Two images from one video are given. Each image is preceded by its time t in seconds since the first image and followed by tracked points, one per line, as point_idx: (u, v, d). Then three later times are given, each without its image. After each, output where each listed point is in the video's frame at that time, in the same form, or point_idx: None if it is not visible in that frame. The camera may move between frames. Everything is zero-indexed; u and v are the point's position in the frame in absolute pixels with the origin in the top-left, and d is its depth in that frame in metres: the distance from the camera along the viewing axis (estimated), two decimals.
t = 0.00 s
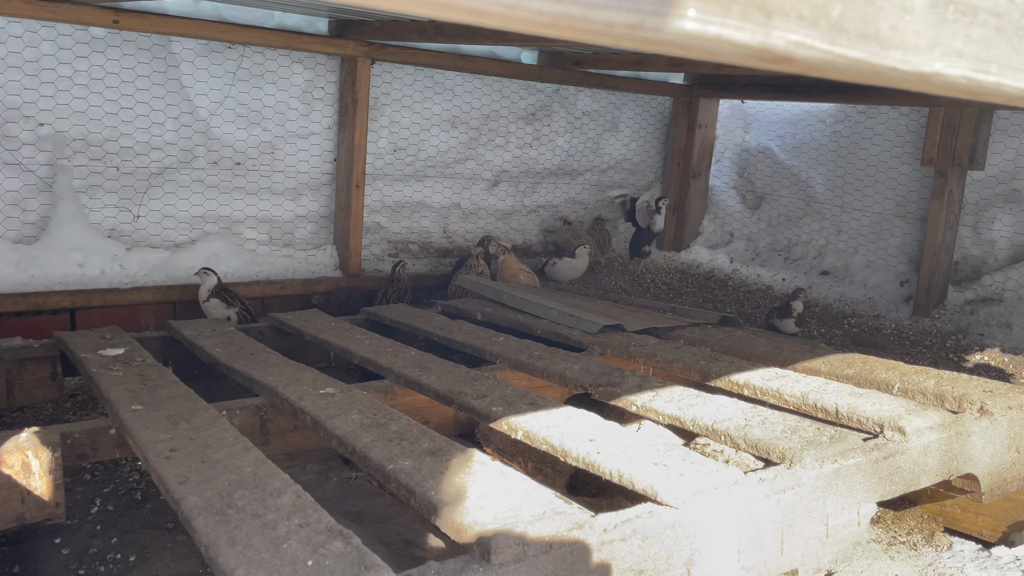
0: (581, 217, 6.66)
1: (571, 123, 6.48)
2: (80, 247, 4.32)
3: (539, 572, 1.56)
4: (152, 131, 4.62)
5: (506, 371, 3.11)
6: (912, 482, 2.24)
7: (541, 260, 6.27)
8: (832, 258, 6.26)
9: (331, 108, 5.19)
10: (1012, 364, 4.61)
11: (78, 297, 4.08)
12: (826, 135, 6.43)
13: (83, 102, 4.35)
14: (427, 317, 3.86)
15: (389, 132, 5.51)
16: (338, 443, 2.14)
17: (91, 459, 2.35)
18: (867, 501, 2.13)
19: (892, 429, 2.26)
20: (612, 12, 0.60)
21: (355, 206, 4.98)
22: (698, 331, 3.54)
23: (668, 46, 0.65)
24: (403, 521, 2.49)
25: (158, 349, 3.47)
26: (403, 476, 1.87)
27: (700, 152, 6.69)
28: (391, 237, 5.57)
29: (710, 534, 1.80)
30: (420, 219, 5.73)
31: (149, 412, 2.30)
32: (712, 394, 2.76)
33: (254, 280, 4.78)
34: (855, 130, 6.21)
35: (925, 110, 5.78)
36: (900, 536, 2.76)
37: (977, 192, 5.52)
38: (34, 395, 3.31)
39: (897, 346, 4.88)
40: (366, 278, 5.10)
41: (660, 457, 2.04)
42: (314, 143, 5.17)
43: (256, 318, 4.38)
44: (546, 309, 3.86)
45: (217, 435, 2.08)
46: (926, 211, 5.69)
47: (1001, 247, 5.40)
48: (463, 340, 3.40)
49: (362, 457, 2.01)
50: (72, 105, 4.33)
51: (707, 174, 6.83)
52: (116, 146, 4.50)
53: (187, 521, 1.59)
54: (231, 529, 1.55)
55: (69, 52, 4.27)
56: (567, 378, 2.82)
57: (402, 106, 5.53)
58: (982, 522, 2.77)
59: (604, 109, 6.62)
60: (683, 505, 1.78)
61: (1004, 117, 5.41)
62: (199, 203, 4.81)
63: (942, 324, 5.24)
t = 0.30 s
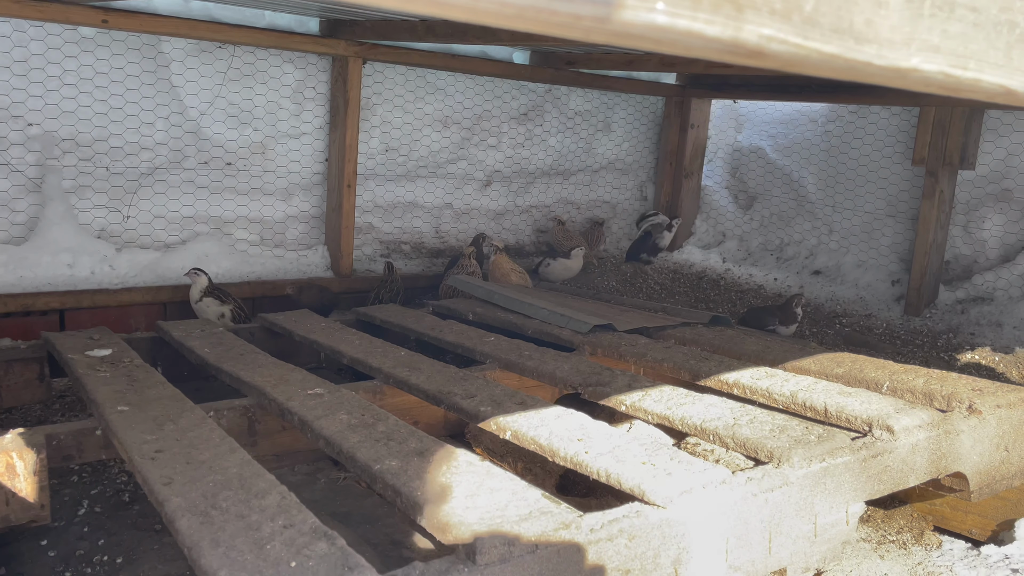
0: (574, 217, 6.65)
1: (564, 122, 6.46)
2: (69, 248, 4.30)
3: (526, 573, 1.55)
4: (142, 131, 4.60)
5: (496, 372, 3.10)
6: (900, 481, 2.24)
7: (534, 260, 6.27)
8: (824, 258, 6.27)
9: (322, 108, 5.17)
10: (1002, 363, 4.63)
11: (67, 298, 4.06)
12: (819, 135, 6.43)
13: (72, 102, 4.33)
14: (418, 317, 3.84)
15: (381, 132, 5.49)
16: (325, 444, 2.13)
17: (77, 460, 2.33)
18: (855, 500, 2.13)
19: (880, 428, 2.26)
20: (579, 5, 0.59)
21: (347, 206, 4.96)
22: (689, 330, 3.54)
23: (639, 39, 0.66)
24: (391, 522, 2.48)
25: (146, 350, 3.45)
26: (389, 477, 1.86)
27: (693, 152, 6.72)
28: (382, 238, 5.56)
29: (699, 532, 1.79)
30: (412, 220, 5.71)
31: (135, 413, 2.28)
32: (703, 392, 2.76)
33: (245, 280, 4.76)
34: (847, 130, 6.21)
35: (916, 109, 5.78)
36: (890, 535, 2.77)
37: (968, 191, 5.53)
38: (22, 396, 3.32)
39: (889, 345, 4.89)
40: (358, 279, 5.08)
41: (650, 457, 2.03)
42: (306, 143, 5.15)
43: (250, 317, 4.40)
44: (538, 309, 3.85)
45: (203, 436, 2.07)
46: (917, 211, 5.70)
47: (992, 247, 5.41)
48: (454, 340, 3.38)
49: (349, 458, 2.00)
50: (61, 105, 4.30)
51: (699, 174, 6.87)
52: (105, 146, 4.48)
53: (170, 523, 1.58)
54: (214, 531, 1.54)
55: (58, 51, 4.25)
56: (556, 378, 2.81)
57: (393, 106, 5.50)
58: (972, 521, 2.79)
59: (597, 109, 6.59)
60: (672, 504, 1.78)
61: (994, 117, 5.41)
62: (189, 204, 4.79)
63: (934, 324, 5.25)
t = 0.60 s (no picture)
0: (568, 217, 6.65)
1: (557, 122, 6.45)
2: (61, 249, 4.27)
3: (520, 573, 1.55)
4: (134, 131, 4.57)
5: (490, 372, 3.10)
6: (893, 479, 2.24)
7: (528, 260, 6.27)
8: (817, 257, 6.29)
9: (315, 108, 5.15)
10: (994, 362, 4.65)
11: (58, 299, 4.03)
12: (811, 134, 6.45)
13: (63, 102, 4.31)
14: (411, 317, 3.83)
15: (374, 132, 5.47)
16: (318, 444, 2.12)
17: (69, 461, 2.32)
18: (849, 498, 2.14)
19: (874, 426, 2.26)
20: None
21: (340, 206, 4.95)
22: (683, 329, 3.54)
23: (633, 34, 0.66)
24: (385, 522, 2.48)
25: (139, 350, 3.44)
26: (383, 477, 1.85)
27: (686, 152, 6.73)
28: (376, 238, 5.55)
29: (694, 531, 1.79)
30: (405, 220, 5.70)
31: (127, 413, 2.27)
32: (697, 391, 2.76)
33: (238, 281, 4.74)
34: (839, 130, 6.23)
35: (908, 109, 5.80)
36: (884, 533, 2.77)
37: (960, 190, 5.55)
38: (13, 397, 3.28)
39: (882, 343, 4.91)
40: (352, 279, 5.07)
41: (643, 456, 2.03)
42: (299, 143, 5.13)
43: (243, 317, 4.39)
44: (531, 309, 3.85)
45: (195, 437, 2.06)
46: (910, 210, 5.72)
47: (984, 245, 5.44)
48: (447, 340, 3.38)
49: (342, 458, 1.99)
50: (52, 104, 4.28)
51: (693, 174, 6.88)
52: (97, 146, 4.45)
53: (163, 523, 1.57)
54: (207, 531, 1.53)
55: (49, 51, 4.22)
56: (550, 377, 2.81)
57: (386, 106, 5.49)
58: (964, 518, 2.80)
59: (590, 109, 6.59)
60: (666, 503, 1.78)
61: (985, 116, 5.42)
62: (182, 204, 4.77)
63: (926, 322, 5.27)
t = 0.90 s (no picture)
0: (560, 218, 6.64)
1: (549, 122, 6.45)
2: (50, 249, 4.25)
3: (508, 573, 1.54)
4: (123, 131, 4.55)
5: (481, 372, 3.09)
6: (882, 477, 2.25)
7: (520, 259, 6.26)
8: (807, 257, 6.31)
9: (305, 108, 5.13)
10: (983, 361, 4.68)
11: (47, 300, 4.01)
12: (802, 134, 6.47)
13: (52, 102, 4.28)
14: (402, 317, 3.82)
15: (365, 132, 5.46)
16: (307, 445, 2.11)
17: (56, 463, 2.31)
18: (838, 497, 2.14)
19: (863, 425, 2.27)
20: None
21: (331, 206, 4.93)
22: (674, 329, 3.54)
23: (612, 33, 0.66)
24: (375, 523, 2.47)
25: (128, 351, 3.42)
26: (372, 478, 1.85)
27: (677, 152, 6.74)
28: (367, 238, 5.53)
29: (683, 530, 1.79)
30: (396, 220, 5.69)
31: (115, 415, 2.25)
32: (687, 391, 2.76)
33: (228, 281, 4.72)
34: (830, 130, 6.25)
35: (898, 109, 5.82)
36: (874, 532, 2.78)
37: (949, 190, 5.57)
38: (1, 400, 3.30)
39: (873, 342, 4.92)
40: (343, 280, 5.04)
41: (633, 456, 2.03)
42: (289, 143, 5.11)
43: (234, 317, 4.37)
44: (523, 309, 3.84)
45: (183, 438, 2.05)
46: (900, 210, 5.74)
47: (973, 245, 5.46)
48: (438, 340, 3.37)
49: (331, 459, 1.98)
50: (40, 104, 4.25)
51: (684, 174, 6.89)
52: (86, 146, 4.43)
53: (149, 525, 1.56)
54: (194, 533, 1.52)
55: (37, 51, 4.20)
56: (541, 377, 2.80)
57: (377, 106, 5.47)
58: (953, 517, 2.82)
59: (582, 108, 6.59)
60: (656, 502, 1.77)
61: (974, 116, 5.45)
62: (172, 204, 4.75)
63: (916, 321, 5.29)
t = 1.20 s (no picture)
0: (551, 218, 6.65)
1: (540, 122, 6.45)
2: (39, 251, 4.22)
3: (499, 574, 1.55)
4: (113, 132, 4.53)
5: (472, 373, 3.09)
6: (872, 477, 2.26)
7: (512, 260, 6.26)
8: (798, 256, 6.33)
9: (296, 108, 5.11)
10: (972, 360, 4.71)
11: (35, 301, 3.99)
12: (792, 134, 6.49)
13: (40, 103, 4.25)
14: (394, 318, 3.82)
15: (356, 133, 5.44)
16: (298, 447, 2.10)
17: (45, 467, 2.29)
18: (828, 497, 2.15)
19: (852, 425, 2.28)
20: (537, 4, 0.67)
21: (322, 207, 4.92)
22: (665, 329, 3.55)
23: (599, 34, 0.73)
24: (366, 525, 2.47)
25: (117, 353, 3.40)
26: (363, 480, 1.84)
27: (668, 152, 6.75)
28: (359, 239, 5.52)
29: (673, 530, 1.79)
30: (388, 221, 5.68)
31: (104, 418, 2.24)
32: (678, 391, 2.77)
33: (218, 283, 4.70)
34: (820, 130, 6.28)
35: (887, 109, 5.85)
36: (864, 531, 2.78)
37: (938, 190, 5.60)
38: None
39: (863, 342, 4.94)
40: (335, 281, 5.01)
41: (624, 457, 2.03)
42: (280, 144, 5.10)
43: (225, 318, 4.36)
44: (514, 310, 3.84)
45: (173, 441, 2.04)
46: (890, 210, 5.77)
47: (963, 245, 5.49)
48: (429, 341, 3.37)
49: (322, 461, 1.98)
50: (29, 105, 4.23)
51: (675, 174, 6.90)
52: (75, 147, 4.40)
53: (139, 529, 1.55)
54: (184, 536, 1.51)
55: (26, 52, 4.17)
56: (532, 378, 2.81)
57: (368, 106, 5.46)
58: (943, 516, 2.83)
59: (573, 109, 6.59)
60: (646, 504, 1.77)
61: (963, 116, 5.48)
62: (162, 205, 4.73)
63: (906, 321, 5.31)
